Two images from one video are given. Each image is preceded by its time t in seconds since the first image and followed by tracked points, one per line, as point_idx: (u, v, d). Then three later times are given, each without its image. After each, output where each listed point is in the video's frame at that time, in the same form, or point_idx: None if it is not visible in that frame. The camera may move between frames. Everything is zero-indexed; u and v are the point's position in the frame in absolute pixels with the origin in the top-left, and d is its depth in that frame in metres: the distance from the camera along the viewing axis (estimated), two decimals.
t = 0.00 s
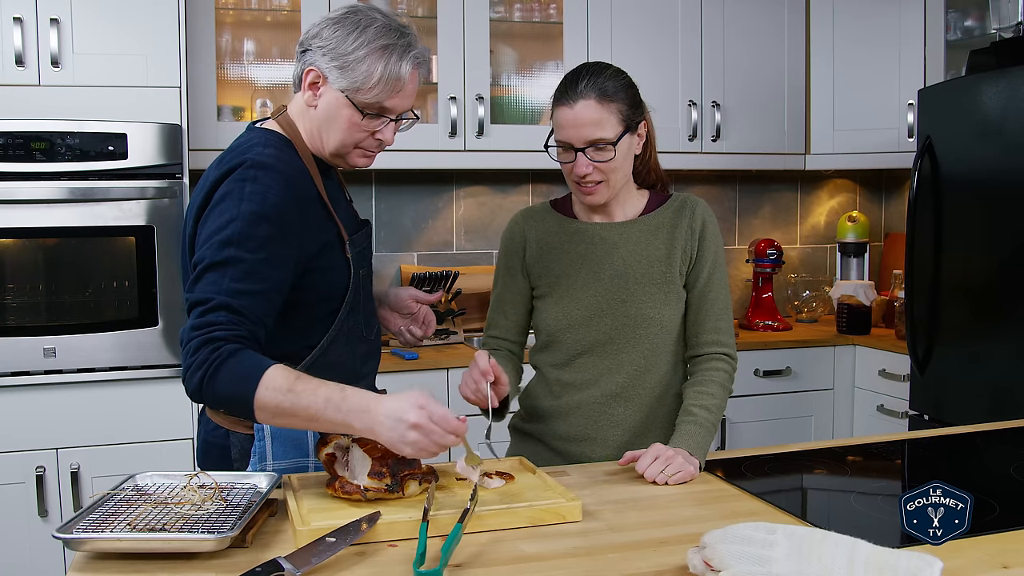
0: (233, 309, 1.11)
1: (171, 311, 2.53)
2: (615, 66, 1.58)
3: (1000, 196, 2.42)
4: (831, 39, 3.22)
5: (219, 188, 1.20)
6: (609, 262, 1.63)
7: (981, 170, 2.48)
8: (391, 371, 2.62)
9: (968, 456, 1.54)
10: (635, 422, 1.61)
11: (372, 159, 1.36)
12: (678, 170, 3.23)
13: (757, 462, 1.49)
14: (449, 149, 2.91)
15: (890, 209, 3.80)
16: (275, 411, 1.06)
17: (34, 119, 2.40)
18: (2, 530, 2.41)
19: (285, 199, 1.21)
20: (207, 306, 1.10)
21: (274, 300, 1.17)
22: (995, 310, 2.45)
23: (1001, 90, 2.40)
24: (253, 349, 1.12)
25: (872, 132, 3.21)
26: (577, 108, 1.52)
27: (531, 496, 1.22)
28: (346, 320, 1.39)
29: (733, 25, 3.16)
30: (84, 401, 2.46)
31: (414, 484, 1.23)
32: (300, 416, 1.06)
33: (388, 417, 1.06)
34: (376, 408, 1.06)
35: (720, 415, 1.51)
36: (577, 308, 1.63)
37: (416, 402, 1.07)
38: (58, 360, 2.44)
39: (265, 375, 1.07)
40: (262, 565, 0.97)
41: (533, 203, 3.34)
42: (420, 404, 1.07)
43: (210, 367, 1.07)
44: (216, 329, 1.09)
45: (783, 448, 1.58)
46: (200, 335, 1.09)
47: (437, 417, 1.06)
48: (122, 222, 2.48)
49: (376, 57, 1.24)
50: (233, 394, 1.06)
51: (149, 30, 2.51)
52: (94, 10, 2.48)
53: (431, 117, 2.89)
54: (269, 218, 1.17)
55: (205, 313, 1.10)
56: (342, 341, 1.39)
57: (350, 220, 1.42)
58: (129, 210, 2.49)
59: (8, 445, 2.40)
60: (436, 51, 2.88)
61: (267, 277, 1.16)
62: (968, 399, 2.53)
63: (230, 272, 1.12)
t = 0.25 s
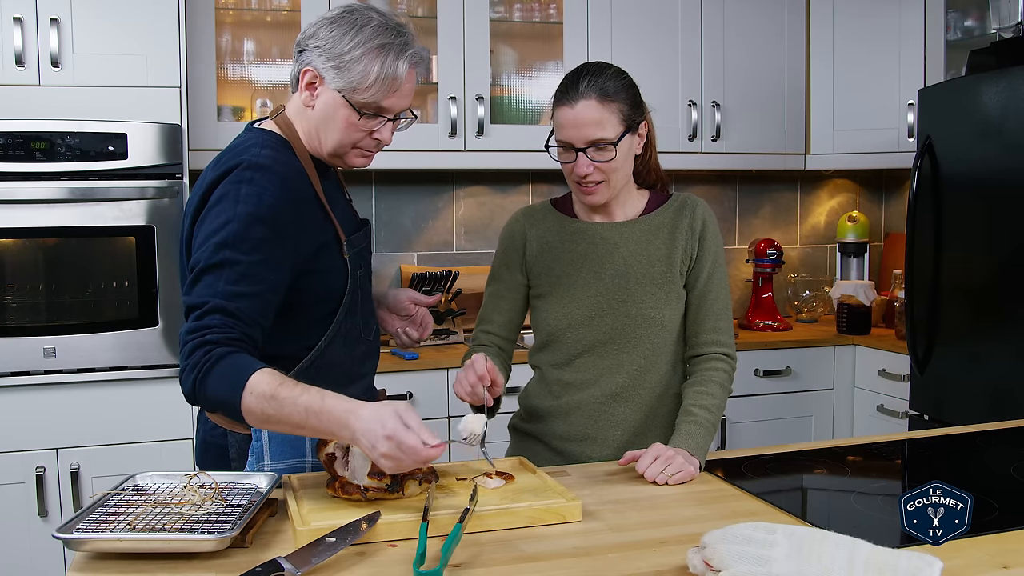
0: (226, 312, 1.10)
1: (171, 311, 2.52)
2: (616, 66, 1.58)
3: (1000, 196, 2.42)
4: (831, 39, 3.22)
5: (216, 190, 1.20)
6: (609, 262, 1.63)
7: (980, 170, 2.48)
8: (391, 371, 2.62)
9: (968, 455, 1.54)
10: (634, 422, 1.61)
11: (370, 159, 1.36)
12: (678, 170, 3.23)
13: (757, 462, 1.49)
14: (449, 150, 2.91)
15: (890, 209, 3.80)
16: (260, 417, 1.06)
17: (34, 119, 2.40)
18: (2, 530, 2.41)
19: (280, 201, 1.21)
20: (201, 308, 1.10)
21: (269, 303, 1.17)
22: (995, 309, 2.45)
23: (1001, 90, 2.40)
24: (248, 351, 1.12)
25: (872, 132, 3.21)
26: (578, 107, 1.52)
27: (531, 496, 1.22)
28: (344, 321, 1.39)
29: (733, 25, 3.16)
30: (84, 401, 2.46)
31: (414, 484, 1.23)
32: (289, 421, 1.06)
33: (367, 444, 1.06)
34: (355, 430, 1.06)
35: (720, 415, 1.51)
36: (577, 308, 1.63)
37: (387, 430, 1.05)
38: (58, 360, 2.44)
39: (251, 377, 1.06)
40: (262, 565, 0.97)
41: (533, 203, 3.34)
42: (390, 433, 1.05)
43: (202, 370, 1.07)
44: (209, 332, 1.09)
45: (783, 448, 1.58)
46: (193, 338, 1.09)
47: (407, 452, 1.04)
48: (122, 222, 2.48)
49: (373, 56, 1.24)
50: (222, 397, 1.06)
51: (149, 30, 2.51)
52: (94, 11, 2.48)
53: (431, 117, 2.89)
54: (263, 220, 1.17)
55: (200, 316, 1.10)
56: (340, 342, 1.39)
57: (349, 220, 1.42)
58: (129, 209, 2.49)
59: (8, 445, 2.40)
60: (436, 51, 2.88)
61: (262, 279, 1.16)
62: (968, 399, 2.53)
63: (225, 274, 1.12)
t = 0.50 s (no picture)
0: (228, 314, 1.10)
1: (171, 311, 2.52)
2: (615, 67, 1.58)
3: (1001, 196, 2.42)
4: (831, 39, 3.22)
5: (212, 191, 1.21)
6: (609, 262, 1.63)
7: (981, 170, 2.48)
8: (391, 371, 2.62)
9: (968, 456, 1.54)
10: (634, 422, 1.61)
11: (364, 158, 1.36)
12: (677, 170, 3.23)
13: (757, 462, 1.49)
14: (449, 150, 2.91)
15: (890, 210, 3.80)
16: (268, 422, 1.06)
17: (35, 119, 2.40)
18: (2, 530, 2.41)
19: (277, 202, 1.21)
20: (204, 311, 1.10)
21: (270, 304, 1.17)
22: (995, 309, 2.45)
23: (1001, 90, 2.40)
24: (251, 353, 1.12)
25: (872, 132, 3.21)
26: (577, 108, 1.52)
27: (531, 496, 1.22)
28: (342, 321, 1.38)
29: (733, 25, 3.17)
30: (84, 401, 2.46)
31: (415, 484, 1.23)
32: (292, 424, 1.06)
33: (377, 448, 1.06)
34: (366, 435, 1.06)
35: (719, 415, 1.51)
36: (576, 308, 1.63)
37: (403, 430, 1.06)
38: (58, 360, 2.44)
39: (258, 383, 1.06)
40: (262, 565, 0.97)
41: (533, 203, 3.34)
42: (407, 433, 1.06)
43: (207, 374, 1.07)
44: (212, 335, 1.09)
45: (783, 448, 1.58)
46: (196, 342, 1.09)
47: (423, 450, 1.05)
48: (122, 222, 2.48)
49: (364, 54, 1.24)
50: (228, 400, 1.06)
51: (149, 30, 2.51)
52: (95, 11, 2.48)
53: (431, 117, 2.89)
54: (261, 221, 1.17)
55: (202, 319, 1.10)
56: (338, 342, 1.39)
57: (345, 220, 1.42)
58: (128, 209, 2.49)
59: (8, 445, 2.40)
60: (436, 51, 2.88)
61: (262, 279, 1.16)
62: (968, 399, 2.53)
63: (226, 276, 1.12)
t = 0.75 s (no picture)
0: (226, 315, 1.10)
1: (171, 311, 2.52)
2: (615, 67, 1.58)
3: (1001, 196, 2.42)
4: (831, 40, 3.23)
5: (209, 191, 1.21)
6: (608, 263, 1.63)
7: (981, 170, 2.48)
8: (390, 371, 2.62)
9: (968, 456, 1.54)
10: (633, 423, 1.61)
11: (362, 155, 1.36)
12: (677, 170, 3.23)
13: (757, 462, 1.49)
14: (449, 150, 2.91)
15: (890, 210, 3.80)
16: (265, 422, 1.06)
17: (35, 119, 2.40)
18: (2, 530, 2.41)
19: (275, 202, 1.21)
20: (202, 313, 1.10)
21: (268, 304, 1.17)
22: (995, 309, 2.45)
23: (1001, 89, 2.40)
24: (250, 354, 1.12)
25: (872, 132, 3.21)
26: (576, 109, 1.52)
27: (531, 496, 1.22)
28: (340, 321, 1.38)
29: (733, 25, 3.16)
30: (84, 400, 2.46)
31: (414, 484, 1.23)
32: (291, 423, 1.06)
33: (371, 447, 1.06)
34: (360, 438, 1.06)
35: (719, 416, 1.52)
36: (576, 309, 1.62)
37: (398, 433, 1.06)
38: (58, 360, 2.44)
39: (256, 384, 1.06)
40: (262, 565, 0.97)
41: (533, 203, 3.34)
42: (398, 444, 1.05)
43: (206, 375, 1.07)
44: (210, 337, 1.09)
45: (783, 448, 1.58)
46: (195, 343, 1.09)
47: (417, 455, 1.05)
48: (122, 222, 2.48)
49: (356, 49, 1.24)
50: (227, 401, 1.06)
51: (149, 30, 2.51)
52: (95, 11, 2.48)
53: (431, 117, 2.89)
54: (257, 222, 1.17)
55: (201, 321, 1.10)
56: (336, 342, 1.39)
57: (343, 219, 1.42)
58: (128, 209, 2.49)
59: (8, 445, 2.40)
60: (436, 51, 2.88)
61: (261, 279, 1.16)
62: (968, 399, 2.53)
63: (224, 277, 1.12)
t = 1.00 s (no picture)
0: (212, 313, 1.10)
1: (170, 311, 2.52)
2: (613, 68, 1.59)
3: (1001, 196, 2.42)
4: (831, 39, 3.23)
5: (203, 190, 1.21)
6: (607, 264, 1.63)
7: (981, 170, 2.48)
8: (390, 371, 2.62)
9: (968, 456, 1.54)
10: (632, 423, 1.61)
11: (361, 155, 1.34)
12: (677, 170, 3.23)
13: (757, 462, 1.49)
14: (449, 150, 2.91)
15: (890, 210, 3.80)
16: (248, 414, 1.05)
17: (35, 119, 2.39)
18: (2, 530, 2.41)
19: (267, 201, 1.21)
20: (189, 311, 1.10)
21: (257, 303, 1.17)
22: (995, 309, 2.45)
23: (1001, 89, 2.40)
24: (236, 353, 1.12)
25: (872, 132, 3.21)
26: (575, 109, 1.52)
27: (531, 496, 1.22)
28: (333, 323, 1.39)
29: (733, 24, 3.17)
30: (84, 400, 2.46)
31: (414, 484, 1.23)
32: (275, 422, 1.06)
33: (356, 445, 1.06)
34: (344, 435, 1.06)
35: (718, 416, 1.52)
36: (575, 310, 1.62)
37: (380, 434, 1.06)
38: (58, 360, 2.44)
39: (236, 381, 1.05)
40: (262, 565, 0.97)
41: (533, 203, 3.34)
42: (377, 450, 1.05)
43: (190, 373, 1.07)
44: (196, 333, 1.09)
45: (783, 448, 1.58)
46: (181, 340, 1.09)
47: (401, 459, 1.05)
48: (122, 222, 2.48)
49: (347, 44, 1.22)
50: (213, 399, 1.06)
51: (150, 30, 2.51)
52: (95, 11, 2.48)
53: (431, 117, 2.89)
54: (248, 221, 1.17)
55: (188, 319, 1.10)
56: (329, 342, 1.39)
57: (342, 219, 1.42)
58: (128, 209, 2.50)
59: (7, 445, 2.40)
60: (436, 51, 2.88)
61: (250, 279, 1.15)
62: (968, 399, 2.53)
63: (212, 276, 1.12)
